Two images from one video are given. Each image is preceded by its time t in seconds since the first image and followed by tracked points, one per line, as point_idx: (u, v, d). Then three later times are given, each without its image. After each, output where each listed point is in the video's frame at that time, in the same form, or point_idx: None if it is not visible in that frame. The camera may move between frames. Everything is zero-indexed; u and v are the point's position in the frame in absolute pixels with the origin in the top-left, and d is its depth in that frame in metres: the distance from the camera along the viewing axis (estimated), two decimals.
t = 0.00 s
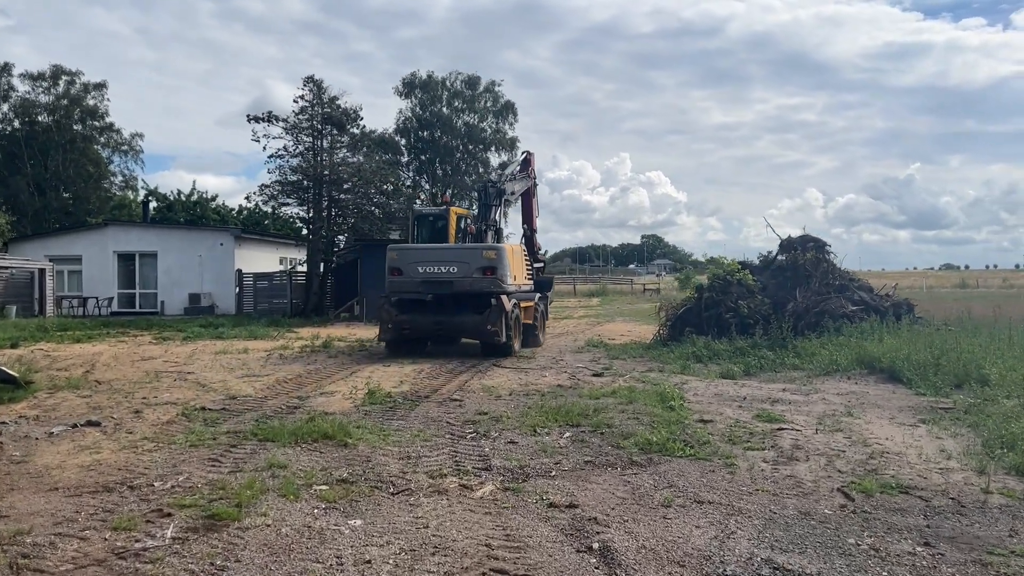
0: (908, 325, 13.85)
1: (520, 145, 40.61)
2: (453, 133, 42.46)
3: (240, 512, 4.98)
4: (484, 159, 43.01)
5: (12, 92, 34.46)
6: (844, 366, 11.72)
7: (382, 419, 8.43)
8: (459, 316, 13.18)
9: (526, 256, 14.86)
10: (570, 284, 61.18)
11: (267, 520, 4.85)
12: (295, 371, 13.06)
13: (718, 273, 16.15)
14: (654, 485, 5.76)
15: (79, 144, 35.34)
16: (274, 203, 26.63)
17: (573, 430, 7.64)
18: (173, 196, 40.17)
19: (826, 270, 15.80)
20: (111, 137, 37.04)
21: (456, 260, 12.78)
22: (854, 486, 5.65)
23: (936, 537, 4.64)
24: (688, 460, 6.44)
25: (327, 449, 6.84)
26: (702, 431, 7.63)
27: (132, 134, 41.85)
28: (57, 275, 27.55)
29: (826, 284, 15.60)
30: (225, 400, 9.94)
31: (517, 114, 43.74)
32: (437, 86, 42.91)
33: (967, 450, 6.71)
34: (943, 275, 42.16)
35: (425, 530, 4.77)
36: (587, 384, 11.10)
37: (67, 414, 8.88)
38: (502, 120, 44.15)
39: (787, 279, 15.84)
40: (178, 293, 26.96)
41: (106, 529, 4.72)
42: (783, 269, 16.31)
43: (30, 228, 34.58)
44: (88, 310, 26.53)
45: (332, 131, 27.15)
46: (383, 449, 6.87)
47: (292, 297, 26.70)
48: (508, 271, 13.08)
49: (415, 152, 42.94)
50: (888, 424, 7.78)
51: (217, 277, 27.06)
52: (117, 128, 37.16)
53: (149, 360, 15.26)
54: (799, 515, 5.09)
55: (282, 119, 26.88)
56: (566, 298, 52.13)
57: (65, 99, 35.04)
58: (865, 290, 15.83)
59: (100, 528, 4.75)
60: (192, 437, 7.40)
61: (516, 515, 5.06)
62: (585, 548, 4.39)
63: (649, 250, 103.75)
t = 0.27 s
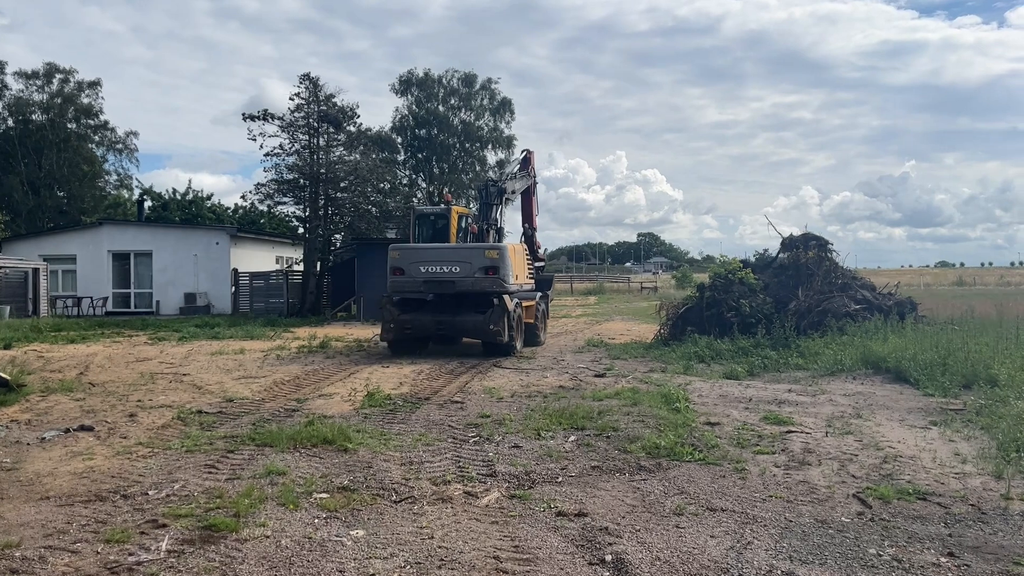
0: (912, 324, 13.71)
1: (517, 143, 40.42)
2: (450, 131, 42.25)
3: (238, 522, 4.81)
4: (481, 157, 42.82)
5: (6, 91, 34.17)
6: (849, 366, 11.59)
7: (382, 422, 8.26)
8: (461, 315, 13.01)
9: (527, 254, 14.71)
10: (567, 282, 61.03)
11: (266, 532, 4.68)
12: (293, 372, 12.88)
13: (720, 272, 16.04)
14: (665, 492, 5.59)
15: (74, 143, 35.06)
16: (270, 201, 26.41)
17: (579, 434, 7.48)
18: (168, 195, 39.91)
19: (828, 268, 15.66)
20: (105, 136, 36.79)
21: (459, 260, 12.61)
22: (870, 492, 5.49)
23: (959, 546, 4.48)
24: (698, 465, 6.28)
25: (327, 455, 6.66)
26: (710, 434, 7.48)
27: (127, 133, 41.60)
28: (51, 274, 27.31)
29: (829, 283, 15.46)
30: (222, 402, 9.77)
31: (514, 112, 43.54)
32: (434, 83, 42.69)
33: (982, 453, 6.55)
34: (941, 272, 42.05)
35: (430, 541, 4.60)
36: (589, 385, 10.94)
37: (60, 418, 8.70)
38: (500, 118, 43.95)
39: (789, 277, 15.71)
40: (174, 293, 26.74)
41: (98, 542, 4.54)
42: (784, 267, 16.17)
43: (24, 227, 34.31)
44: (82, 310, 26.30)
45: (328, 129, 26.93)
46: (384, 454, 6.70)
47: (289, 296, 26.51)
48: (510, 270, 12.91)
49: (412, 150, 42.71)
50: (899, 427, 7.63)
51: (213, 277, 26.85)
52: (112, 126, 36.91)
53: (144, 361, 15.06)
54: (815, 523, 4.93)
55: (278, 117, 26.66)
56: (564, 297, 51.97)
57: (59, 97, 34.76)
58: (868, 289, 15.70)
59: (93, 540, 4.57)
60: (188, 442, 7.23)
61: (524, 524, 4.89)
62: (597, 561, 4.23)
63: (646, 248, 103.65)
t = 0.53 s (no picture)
0: (915, 322, 13.62)
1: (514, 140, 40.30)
2: (447, 129, 42.09)
3: (242, 529, 4.67)
4: (478, 155, 42.68)
5: None
6: (854, 365, 11.47)
7: (385, 423, 8.11)
8: (464, 314, 12.87)
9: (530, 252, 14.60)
10: (564, 281, 60.92)
11: (271, 539, 4.54)
12: (292, 372, 12.72)
13: (722, 270, 15.96)
14: (678, 496, 5.46)
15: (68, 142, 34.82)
16: (267, 199, 26.24)
17: (586, 435, 7.34)
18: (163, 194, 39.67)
19: (831, 266, 15.56)
20: (99, 134, 36.57)
21: (462, 258, 12.48)
22: (888, 496, 5.37)
23: (986, 553, 4.36)
24: (710, 468, 6.15)
25: (331, 459, 6.52)
26: (719, 436, 7.35)
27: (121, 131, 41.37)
28: (45, 274, 27.08)
29: (832, 281, 15.36)
30: (221, 403, 9.61)
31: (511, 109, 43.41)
32: (430, 81, 42.57)
33: (999, 454, 6.42)
34: (937, 269, 42.04)
35: (441, 549, 4.46)
36: (593, 385, 10.79)
37: (56, 420, 8.53)
38: (496, 116, 43.81)
39: (792, 276, 15.62)
40: (169, 292, 26.53)
41: (97, 551, 4.39)
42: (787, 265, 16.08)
43: (18, 226, 34.07)
44: (77, 309, 26.08)
45: (325, 126, 26.75)
46: (389, 457, 6.57)
47: (285, 295, 26.33)
48: (514, 269, 12.77)
49: (409, 148, 42.53)
50: (911, 427, 7.51)
51: (209, 276, 26.65)
52: (106, 125, 36.69)
53: (140, 361, 14.89)
54: (835, 528, 4.80)
55: (274, 115, 26.49)
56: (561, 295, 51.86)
57: (53, 96, 34.53)
58: (871, 287, 15.59)
59: (91, 549, 4.42)
60: (188, 446, 7.08)
61: (537, 530, 4.75)
62: (615, 570, 4.09)
63: (641, 247, 103.64)
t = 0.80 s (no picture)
0: (922, 320, 13.52)
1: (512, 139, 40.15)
2: (444, 127, 41.91)
3: (252, 535, 4.50)
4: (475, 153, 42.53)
5: None
6: (863, 363, 11.34)
7: (391, 424, 7.95)
8: (470, 313, 12.72)
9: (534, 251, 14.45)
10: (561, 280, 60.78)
11: (283, 546, 4.37)
12: (293, 372, 12.54)
13: (727, 268, 15.83)
14: (700, 498, 5.31)
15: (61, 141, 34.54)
16: (264, 198, 26.04)
17: (599, 436, 7.19)
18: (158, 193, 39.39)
19: (837, 264, 15.45)
20: (93, 133, 36.29)
21: (468, 258, 12.32)
22: (915, 497, 5.22)
23: None
24: (730, 469, 6.00)
25: (339, 461, 6.34)
26: (735, 435, 7.21)
27: (115, 130, 41.06)
28: (40, 274, 26.82)
29: (838, 278, 15.24)
30: (222, 404, 9.43)
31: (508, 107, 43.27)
32: (427, 79, 42.39)
33: (1023, 453, 6.29)
34: (934, 267, 42.03)
35: (460, 555, 4.29)
36: (600, 384, 10.64)
37: (54, 422, 8.33)
38: (493, 114, 43.66)
39: (797, 274, 15.51)
40: (166, 292, 26.30)
41: (102, 559, 4.21)
42: (791, 263, 15.96)
43: (11, 226, 33.77)
44: (73, 310, 25.83)
45: (322, 124, 26.53)
46: (398, 459, 6.40)
47: (283, 295, 26.13)
48: (519, 268, 12.61)
49: (406, 147, 42.30)
50: (929, 426, 7.38)
51: (205, 275, 26.42)
52: (100, 124, 36.41)
53: (138, 361, 14.69)
54: (865, 531, 4.65)
55: (271, 113, 26.28)
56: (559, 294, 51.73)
57: (46, 94, 34.25)
58: (876, 285, 15.49)
59: (96, 557, 4.24)
60: (191, 448, 6.89)
61: (558, 535, 4.59)
62: None
63: (637, 246, 103.61)
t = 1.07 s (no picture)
0: (927, 322, 13.44)
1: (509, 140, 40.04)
2: (440, 129, 41.76)
3: (263, 550, 4.37)
4: (471, 155, 42.44)
5: None
6: (870, 366, 11.25)
7: (397, 431, 7.81)
8: (473, 315, 12.61)
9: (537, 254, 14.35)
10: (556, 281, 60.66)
11: (295, 562, 4.24)
12: (293, 377, 12.40)
13: (729, 270, 15.74)
14: (719, 508, 5.19)
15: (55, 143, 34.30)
16: (261, 200, 25.87)
17: (609, 443, 7.06)
18: (153, 195, 39.15)
19: (840, 266, 15.37)
20: (87, 135, 36.07)
21: (472, 260, 12.20)
22: (940, 506, 5.11)
23: None
24: (747, 477, 5.88)
25: (347, 471, 6.21)
26: (747, 442, 7.09)
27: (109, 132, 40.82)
28: (34, 277, 26.59)
29: (841, 280, 15.17)
30: (224, 411, 9.28)
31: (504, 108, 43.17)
32: (423, 80, 42.25)
33: None
34: (930, 267, 42.04)
35: (479, 570, 4.17)
36: (606, 388, 10.51)
37: (53, 430, 8.17)
38: (489, 115, 43.56)
39: (800, 276, 15.44)
40: (161, 295, 26.09)
41: None
42: (794, 264, 15.88)
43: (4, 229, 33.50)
44: (67, 313, 25.61)
45: (319, 126, 26.38)
46: (408, 468, 6.26)
47: (280, 297, 25.98)
48: (523, 271, 12.50)
49: (402, 148, 42.14)
50: (945, 432, 7.27)
51: (201, 278, 26.22)
52: (94, 126, 36.17)
53: (135, 365, 14.52)
54: (892, 542, 4.54)
55: (268, 114, 26.11)
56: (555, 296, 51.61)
57: (40, 96, 34.02)
58: (880, 286, 15.41)
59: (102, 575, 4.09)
60: (195, 457, 6.75)
61: (578, 548, 4.46)
62: None
63: (632, 247, 103.58)
